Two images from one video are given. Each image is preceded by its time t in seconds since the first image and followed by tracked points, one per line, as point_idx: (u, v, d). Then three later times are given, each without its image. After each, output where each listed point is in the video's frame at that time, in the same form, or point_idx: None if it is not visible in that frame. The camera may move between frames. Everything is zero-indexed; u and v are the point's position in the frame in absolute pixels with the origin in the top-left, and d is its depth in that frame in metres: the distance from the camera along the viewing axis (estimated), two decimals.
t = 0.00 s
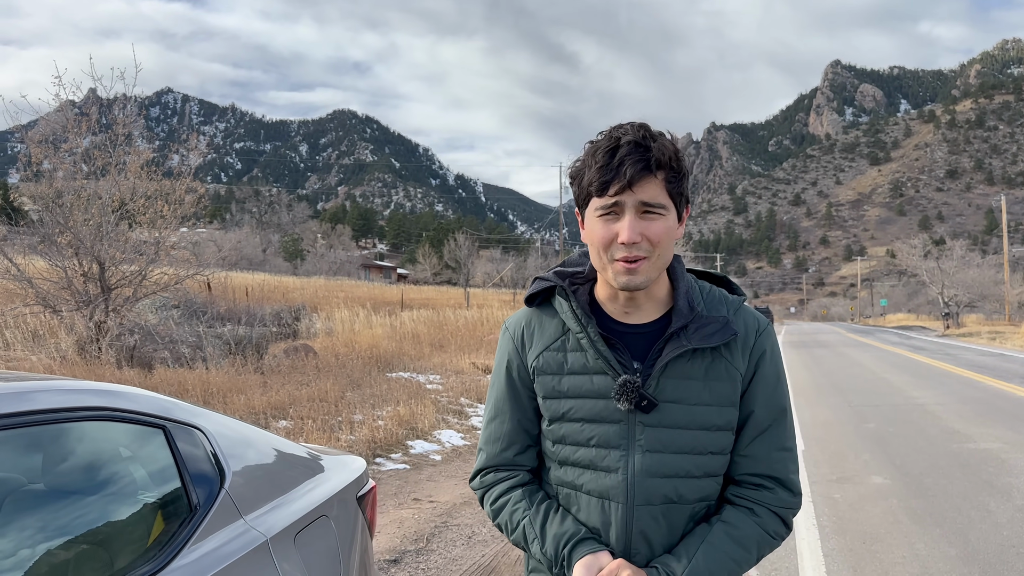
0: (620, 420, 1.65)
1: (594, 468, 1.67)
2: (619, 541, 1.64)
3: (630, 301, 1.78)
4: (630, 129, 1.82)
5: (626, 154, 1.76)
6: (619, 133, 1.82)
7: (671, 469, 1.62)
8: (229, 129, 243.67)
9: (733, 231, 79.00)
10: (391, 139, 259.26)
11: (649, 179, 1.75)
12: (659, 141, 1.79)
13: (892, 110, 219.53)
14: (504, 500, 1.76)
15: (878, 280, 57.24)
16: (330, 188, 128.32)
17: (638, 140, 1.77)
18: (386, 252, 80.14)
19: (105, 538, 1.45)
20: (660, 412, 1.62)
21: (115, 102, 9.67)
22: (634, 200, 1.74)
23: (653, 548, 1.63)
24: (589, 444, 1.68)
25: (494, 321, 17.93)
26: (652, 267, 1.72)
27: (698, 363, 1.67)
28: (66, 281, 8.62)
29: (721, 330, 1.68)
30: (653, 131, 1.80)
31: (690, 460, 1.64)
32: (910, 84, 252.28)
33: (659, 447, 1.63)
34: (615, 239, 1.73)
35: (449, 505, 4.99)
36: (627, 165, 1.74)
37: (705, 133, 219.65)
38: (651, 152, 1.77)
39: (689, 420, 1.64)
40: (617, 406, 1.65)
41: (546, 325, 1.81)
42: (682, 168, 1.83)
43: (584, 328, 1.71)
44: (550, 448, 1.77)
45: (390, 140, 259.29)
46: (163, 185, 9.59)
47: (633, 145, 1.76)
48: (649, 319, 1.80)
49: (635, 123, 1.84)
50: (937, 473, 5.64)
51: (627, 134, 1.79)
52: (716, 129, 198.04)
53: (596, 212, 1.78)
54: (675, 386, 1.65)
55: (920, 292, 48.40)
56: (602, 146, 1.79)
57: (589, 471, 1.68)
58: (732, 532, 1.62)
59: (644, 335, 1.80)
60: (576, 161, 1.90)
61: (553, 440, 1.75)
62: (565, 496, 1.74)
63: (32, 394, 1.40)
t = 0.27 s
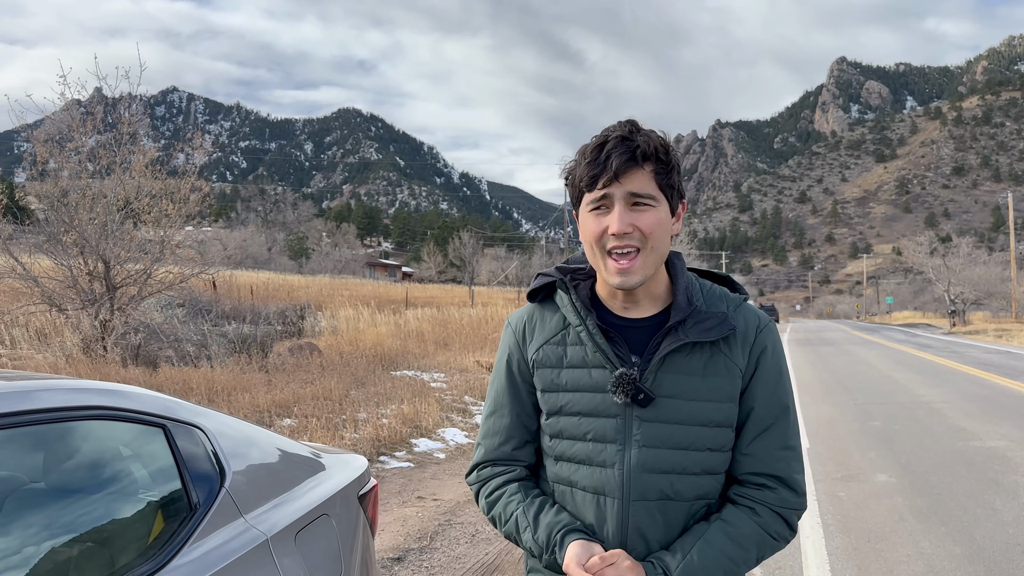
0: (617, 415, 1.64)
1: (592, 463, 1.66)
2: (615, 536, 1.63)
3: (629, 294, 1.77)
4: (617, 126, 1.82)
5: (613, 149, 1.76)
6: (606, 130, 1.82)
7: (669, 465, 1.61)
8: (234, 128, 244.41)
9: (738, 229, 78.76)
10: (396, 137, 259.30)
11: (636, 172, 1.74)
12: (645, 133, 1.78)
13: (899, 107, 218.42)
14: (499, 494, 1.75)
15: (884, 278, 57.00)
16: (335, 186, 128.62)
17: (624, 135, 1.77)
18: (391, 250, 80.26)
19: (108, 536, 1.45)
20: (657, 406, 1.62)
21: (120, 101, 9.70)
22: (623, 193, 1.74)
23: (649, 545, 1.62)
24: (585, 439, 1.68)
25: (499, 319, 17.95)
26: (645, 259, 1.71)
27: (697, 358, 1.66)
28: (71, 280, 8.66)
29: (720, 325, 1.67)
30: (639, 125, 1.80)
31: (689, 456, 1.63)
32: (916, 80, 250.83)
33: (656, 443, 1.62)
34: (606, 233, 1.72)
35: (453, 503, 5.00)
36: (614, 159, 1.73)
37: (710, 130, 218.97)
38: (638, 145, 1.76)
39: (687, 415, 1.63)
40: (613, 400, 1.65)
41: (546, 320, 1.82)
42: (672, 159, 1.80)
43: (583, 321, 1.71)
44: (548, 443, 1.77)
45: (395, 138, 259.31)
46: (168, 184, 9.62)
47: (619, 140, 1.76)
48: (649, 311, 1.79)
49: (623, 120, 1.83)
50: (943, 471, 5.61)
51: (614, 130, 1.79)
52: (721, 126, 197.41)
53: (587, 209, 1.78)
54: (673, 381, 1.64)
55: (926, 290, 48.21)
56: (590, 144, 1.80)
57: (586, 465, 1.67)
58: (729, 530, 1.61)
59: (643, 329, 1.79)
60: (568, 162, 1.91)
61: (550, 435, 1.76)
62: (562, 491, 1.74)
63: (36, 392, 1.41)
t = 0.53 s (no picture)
0: (628, 414, 1.64)
1: (604, 463, 1.66)
2: (626, 534, 1.62)
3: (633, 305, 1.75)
4: (604, 140, 1.77)
5: (597, 167, 1.72)
6: (594, 146, 1.78)
7: (680, 463, 1.61)
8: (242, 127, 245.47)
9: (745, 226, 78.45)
10: (402, 135, 259.36)
11: (622, 190, 1.69)
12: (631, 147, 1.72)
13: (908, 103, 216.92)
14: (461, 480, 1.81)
15: (893, 275, 56.64)
16: (341, 184, 128.94)
17: (609, 150, 1.72)
18: (397, 248, 80.43)
19: (114, 534, 1.46)
20: (669, 405, 1.62)
21: (128, 100, 9.76)
22: (608, 211, 1.70)
23: (660, 543, 1.62)
24: (597, 439, 1.68)
25: (505, 317, 17.96)
26: (638, 276, 1.67)
27: (708, 357, 1.66)
28: (79, 279, 8.72)
29: (730, 323, 1.66)
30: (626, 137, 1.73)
31: (700, 454, 1.62)
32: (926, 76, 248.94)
33: (668, 441, 1.61)
34: (596, 255, 1.71)
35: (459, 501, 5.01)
36: (595, 179, 1.70)
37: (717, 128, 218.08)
38: (623, 161, 1.70)
39: (699, 413, 1.62)
40: (624, 400, 1.64)
41: (554, 321, 1.82)
42: (663, 168, 1.72)
43: (592, 322, 1.71)
44: (559, 442, 1.77)
45: (402, 136, 259.37)
46: (175, 183, 9.68)
47: (604, 157, 1.72)
48: (656, 314, 1.78)
49: (612, 131, 1.78)
50: (951, 469, 5.57)
51: (600, 145, 1.75)
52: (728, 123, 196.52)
53: (579, 230, 1.78)
54: (684, 379, 1.64)
55: (935, 287, 47.88)
56: (577, 163, 1.77)
57: (597, 465, 1.67)
58: (740, 526, 1.59)
59: (652, 329, 1.78)
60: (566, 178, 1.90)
61: (560, 435, 1.76)
62: (573, 491, 1.73)
63: (43, 390, 1.42)
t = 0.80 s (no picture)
0: (630, 409, 1.65)
1: (607, 458, 1.67)
2: (626, 529, 1.62)
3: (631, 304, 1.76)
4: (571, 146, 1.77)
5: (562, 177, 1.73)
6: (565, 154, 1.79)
7: (681, 460, 1.60)
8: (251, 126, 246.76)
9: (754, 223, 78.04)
10: (411, 134, 259.37)
11: (586, 196, 1.67)
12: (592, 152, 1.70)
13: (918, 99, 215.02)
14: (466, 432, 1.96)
15: (903, 272, 56.18)
16: (350, 183, 129.39)
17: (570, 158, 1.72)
18: (406, 247, 80.67)
19: (120, 534, 1.46)
20: (671, 401, 1.61)
21: (136, 99, 9.83)
22: (574, 220, 1.71)
23: (660, 539, 1.61)
24: (599, 435, 1.69)
25: (513, 315, 17.97)
26: (612, 281, 1.67)
27: (714, 354, 1.64)
28: (88, 278, 8.80)
29: (736, 320, 1.64)
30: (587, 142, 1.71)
31: (702, 451, 1.61)
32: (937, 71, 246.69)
33: (669, 438, 1.61)
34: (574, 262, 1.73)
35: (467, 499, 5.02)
36: (558, 190, 1.71)
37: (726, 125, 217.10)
38: (583, 166, 1.69)
39: (702, 411, 1.61)
40: (626, 395, 1.65)
41: (563, 315, 1.83)
42: (625, 167, 1.68)
43: (593, 317, 1.72)
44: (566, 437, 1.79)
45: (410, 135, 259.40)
46: (184, 182, 9.74)
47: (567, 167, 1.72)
48: (660, 308, 1.77)
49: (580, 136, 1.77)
50: (961, 467, 5.52)
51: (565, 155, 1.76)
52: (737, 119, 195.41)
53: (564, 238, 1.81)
54: (688, 376, 1.63)
55: (946, 284, 47.45)
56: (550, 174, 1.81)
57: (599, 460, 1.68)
58: (744, 527, 1.56)
59: (657, 324, 1.78)
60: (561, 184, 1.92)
61: (567, 428, 1.78)
62: (578, 483, 1.75)
63: (55, 388, 1.44)
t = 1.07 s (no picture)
0: (617, 403, 1.70)
1: (601, 450, 1.75)
2: (609, 521, 1.70)
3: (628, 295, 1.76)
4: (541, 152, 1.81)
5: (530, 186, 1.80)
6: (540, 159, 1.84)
7: (662, 457, 1.62)
8: (261, 126, 248.12)
9: (765, 221, 77.51)
10: (420, 132, 259.69)
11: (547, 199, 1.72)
12: (546, 156, 1.73)
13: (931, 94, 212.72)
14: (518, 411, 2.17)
15: (915, 269, 55.68)
16: (359, 182, 129.85)
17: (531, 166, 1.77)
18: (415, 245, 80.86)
19: (128, 534, 1.47)
20: (652, 397, 1.62)
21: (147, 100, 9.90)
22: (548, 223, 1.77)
23: (640, 535, 1.64)
24: (593, 426, 1.78)
25: (522, 313, 17.98)
26: (586, 278, 1.70)
27: (696, 351, 1.59)
28: (100, 278, 8.88)
29: (719, 316, 1.56)
30: (544, 149, 1.74)
31: (683, 449, 1.59)
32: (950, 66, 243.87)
33: (651, 433, 1.63)
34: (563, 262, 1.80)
35: (475, 497, 5.03)
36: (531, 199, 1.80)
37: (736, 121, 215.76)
38: (540, 175, 1.73)
39: (684, 409, 1.58)
40: (612, 389, 1.70)
41: (579, 307, 1.92)
42: (573, 168, 1.67)
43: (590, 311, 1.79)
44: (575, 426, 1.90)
45: (419, 133, 259.69)
46: (194, 182, 9.80)
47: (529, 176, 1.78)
48: (657, 300, 1.74)
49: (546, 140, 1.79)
50: (973, 465, 5.46)
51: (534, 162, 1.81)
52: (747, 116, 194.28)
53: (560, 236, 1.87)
54: (669, 373, 1.61)
55: (958, 281, 47.00)
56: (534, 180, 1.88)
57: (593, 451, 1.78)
58: (722, 536, 1.47)
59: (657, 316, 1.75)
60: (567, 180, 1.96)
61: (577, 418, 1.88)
62: (583, 473, 1.84)
63: (65, 389, 1.45)
